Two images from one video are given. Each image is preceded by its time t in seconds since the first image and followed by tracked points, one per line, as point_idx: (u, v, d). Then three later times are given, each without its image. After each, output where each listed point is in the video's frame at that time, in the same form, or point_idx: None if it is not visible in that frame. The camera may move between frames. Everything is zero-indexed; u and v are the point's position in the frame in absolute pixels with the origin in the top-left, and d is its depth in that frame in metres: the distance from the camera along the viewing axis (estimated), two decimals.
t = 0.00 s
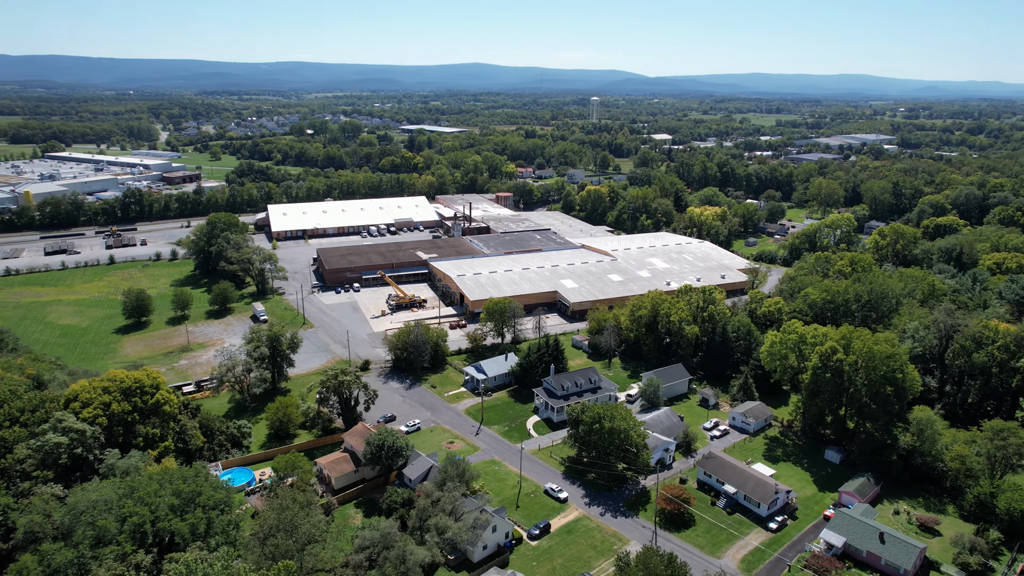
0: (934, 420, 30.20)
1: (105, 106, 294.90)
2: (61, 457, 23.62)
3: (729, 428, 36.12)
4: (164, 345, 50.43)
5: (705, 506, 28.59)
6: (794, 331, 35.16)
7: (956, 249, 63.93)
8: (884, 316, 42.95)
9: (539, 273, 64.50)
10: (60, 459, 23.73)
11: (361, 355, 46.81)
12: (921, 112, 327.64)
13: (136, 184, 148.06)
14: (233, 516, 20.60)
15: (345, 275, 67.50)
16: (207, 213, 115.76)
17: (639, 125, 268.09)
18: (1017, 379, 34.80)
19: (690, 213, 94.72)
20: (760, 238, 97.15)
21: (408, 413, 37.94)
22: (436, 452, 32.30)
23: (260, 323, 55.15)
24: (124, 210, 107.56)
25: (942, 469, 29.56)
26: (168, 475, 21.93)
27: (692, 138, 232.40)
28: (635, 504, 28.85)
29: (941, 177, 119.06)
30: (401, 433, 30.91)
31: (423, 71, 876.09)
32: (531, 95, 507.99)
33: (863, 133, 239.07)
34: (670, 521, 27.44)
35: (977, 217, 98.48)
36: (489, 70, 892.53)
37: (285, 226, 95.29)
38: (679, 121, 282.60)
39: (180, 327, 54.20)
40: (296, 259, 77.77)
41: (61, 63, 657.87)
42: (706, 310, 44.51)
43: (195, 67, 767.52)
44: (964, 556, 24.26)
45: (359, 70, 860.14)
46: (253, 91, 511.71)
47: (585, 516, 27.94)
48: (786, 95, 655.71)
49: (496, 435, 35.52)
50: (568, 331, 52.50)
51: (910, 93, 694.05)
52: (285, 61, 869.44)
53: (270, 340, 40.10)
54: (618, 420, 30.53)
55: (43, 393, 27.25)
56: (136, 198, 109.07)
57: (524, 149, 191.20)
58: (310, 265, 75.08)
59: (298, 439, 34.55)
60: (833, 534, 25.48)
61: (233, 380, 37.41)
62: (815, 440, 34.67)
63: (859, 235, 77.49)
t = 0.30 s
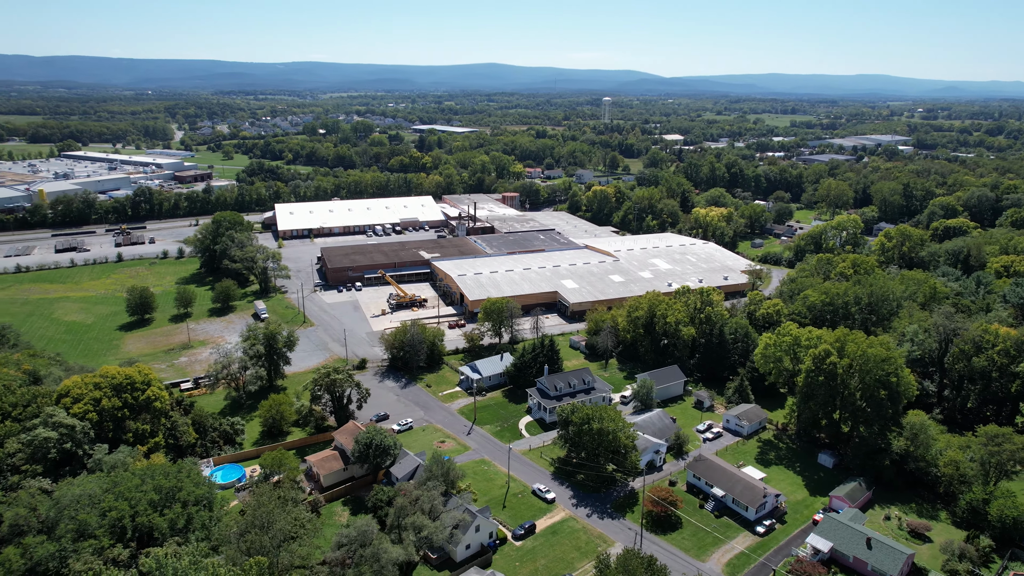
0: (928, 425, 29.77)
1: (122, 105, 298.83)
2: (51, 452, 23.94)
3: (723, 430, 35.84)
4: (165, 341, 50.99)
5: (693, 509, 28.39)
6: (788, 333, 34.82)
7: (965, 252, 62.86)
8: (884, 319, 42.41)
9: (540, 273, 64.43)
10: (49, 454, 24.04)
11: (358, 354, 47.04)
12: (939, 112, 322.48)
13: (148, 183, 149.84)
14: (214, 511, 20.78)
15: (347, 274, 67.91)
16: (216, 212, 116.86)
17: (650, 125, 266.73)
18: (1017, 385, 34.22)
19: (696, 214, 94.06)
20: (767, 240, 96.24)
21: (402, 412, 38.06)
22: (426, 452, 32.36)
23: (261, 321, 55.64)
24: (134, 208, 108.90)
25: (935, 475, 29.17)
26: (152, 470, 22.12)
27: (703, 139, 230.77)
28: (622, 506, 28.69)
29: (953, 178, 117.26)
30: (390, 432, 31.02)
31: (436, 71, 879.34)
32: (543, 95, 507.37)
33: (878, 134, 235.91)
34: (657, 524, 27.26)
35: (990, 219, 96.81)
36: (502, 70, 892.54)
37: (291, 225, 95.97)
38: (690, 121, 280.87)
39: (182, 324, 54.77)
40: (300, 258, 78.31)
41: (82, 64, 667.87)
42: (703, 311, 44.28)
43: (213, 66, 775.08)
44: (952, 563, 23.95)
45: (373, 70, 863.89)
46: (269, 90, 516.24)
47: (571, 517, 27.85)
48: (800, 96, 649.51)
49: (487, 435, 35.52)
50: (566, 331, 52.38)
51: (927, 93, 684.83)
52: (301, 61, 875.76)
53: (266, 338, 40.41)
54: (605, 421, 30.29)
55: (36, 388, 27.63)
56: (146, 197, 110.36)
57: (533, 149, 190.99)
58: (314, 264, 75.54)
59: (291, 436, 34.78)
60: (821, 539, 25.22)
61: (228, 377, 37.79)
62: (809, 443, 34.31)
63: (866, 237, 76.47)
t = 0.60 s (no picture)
0: (921, 430, 29.39)
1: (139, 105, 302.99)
2: (40, 446, 24.30)
3: (716, 433, 35.58)
4: (167, 338, 51.58)
5: (680, 512, 28.22)
6: (782, 335, 34.60)
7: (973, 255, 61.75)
8: (884, 322, 41.90)
9: (541, 273, 64.29)
10: (38, 448, 24.42)
11: (356, 352, 47.27)
12: (957, 113, 317.37)
13: (161, 182, 151.67)
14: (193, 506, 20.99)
15: (350, 273, 68.31)
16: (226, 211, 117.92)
17: (662, 126, 265.02)
18: (1015, 390, 33.71)
19: (702, 215, 93.37)
20: (774, 241, 95.27)
21: (395, 411, 38.21)
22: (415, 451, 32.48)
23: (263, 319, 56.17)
24: (145, 207, 110.26)
25: (927, 480, 28.80)
26: (136, 464, 22.32)
27: (715, 139, 229.02)
28: (609, 508, 28.55)
29: (967, 180, 115.30)
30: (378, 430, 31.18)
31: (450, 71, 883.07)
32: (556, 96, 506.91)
33: (895, 135, 232.53)
34: (642, 526, 27.11)
35: (1003, 222, 94.97)
36: (518, 70, 892.18)
37: (298, 224, 96.62)
38: (702, 121, 278.97)
39: (185, 321, 55.40)
40: (305, 256, 78.84)
41: (103, 65, 678.33)
42: (700, 313, 44.06)
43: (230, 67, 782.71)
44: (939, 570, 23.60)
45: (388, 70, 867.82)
46: (284, 90, 520.73)
47: (557, 518, 27.77)
48: (816, 96, 642.59)
49: (479, 434, 35.56)
50: (564, 332, 52.27)
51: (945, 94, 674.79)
52: (318, 61, 883.71)
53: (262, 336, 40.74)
54: (592, 422, 30.12)
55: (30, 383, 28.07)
56: (157, 195, 111.70)
57: (543, 149, 190.73)
58: (317, 262, 76.04)
59: (283, 434, 35.03)
60: (806, 543, 24.93)
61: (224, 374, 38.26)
62: (803, 447, 33.98)
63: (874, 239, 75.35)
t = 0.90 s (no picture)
0: (913, 434, 29.02)
1: (155, 104, 306.51)
2: (31, 440, 24.67)
3: (709, 435, 35.34)
4: (168, 335, 52.17)
5: (667, 514, 28.05)
6: (776, 338, 34.31)
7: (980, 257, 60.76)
8: (883, 325, 41.38)
9: (542, 274, 64.21)
10: (29, 442, 24.74)
11: (353, 351, 47.55)
12: (975, 113, 312.42)
13: (173, 181, 153.34)
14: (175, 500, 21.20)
15: (352, 273, 68.65)
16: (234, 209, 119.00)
17: (674, 126, 263.37)
18: (1014, 395, 33.13)
19: (707, 216, 92.69)
20: (781, 243, 94.39)
21: (388, 410, 38.36)
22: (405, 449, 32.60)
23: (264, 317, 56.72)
24: (155, 206, 111.53)
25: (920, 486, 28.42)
26: (120, 459, 22.50)
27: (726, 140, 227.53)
28: (595, 509, 28.44)
29: (980, 182, 113.40)
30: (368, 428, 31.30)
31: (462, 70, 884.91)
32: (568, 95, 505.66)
33: (910, 136, 229.43)
34: (628, 528, 26.96)
35: (1016, 224, 93.29)
36: (530, 70, 892.48)
37: (304, 223, 97.28)
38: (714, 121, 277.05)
39: (187, 319, 55.95)
40: (309, 255, 79.36)
41: (122, 66, 687.75)
42: (696, 314, 43.79)
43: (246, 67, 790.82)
44: None
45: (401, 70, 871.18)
46: (299, 90, 524.87)
47: (543, 518, 27.72)
48: (831, 96, 635.93)
49: (470, 434, 35.60)
50: (562, 333, 52.21)
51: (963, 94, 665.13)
52: (332, 61, 889.84)
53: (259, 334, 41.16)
54: (580, 423, 29.96)
55: (24, 378, 28.47)
56: (167, 194, 112.92)
57: (552, 149, 190.48)
58: (321, 261, 76.51)
59: (276, 431, 35.26)
60: (792, 548, 24.71)
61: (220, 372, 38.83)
62: (796, 451, 33.65)
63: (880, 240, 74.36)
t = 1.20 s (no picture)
0: (907, 438, 28.61)
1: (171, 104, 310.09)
2: (21, 435, 25.02)
3: (701, 437, 35.10)
4: (171, 333, 52.75)
5: (654, 516, 27.89)
6: (770, 340, 34.00)
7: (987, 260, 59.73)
8: (883, 328, 40.89)
9: (543, 274, 64.12)
10: (20, 436, 25.11)
11: (351, 350, 47.80)
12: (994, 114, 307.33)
13: (184, 180, 154.99)
14: (158, 494, 21.40)
15: (355, 272, 68.99)
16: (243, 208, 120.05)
17: (686, 127, 261.62)
18: (1012, 400, 32.64)
19: (713, 216, 91.97)
20: (787, 244, 93.48)
21: (382, 408, 38.50)
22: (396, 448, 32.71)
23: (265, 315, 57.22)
24: (165, 204, 112.81)
25: (911, 491, 28.06)
26: (106, 454, 22.71)
27: (737, 141, 225.73)
28: (582, 510, 28.33)
29: (994, 183, 111.43)
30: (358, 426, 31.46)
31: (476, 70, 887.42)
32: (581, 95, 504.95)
33: (926, 137, 226.10)
34: (614, 530, 26.83)
35: None
36: (543, 70, 892.77)
37: (310, 222, 97.87)
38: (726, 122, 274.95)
39: (189, 316, 56.54)
40: (313, 254, 79.86)
41: (141, 66, 696.70)
42: (693, 315, 43.53)
43: (262, 67, 797.32)
44: None
45: (414, 70, 873.62)
46: (313, 90, 528.48)
47: (529, 519, 27.70)
48: (848, 95, 626.55)
49: (462, 433, 35.63)
50: (561, 333, 52.11)
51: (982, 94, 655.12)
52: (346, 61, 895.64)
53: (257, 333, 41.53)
54: (568, 424, 29.88)
55: (19, 375, 28.90)
56: (177, 193, 114.21)
57: (561, 149, 190.09)
58: (325, 260, 76.95)
59: (270, 428, 35.50)
60: (777, 552, 24.49)
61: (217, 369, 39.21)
62: (789, 454, 33.32)
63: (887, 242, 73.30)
